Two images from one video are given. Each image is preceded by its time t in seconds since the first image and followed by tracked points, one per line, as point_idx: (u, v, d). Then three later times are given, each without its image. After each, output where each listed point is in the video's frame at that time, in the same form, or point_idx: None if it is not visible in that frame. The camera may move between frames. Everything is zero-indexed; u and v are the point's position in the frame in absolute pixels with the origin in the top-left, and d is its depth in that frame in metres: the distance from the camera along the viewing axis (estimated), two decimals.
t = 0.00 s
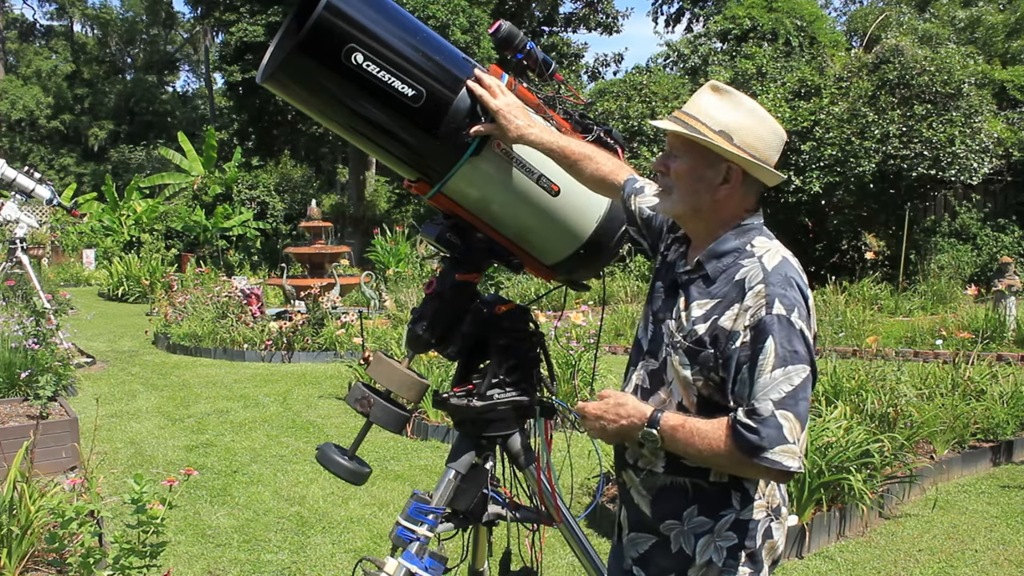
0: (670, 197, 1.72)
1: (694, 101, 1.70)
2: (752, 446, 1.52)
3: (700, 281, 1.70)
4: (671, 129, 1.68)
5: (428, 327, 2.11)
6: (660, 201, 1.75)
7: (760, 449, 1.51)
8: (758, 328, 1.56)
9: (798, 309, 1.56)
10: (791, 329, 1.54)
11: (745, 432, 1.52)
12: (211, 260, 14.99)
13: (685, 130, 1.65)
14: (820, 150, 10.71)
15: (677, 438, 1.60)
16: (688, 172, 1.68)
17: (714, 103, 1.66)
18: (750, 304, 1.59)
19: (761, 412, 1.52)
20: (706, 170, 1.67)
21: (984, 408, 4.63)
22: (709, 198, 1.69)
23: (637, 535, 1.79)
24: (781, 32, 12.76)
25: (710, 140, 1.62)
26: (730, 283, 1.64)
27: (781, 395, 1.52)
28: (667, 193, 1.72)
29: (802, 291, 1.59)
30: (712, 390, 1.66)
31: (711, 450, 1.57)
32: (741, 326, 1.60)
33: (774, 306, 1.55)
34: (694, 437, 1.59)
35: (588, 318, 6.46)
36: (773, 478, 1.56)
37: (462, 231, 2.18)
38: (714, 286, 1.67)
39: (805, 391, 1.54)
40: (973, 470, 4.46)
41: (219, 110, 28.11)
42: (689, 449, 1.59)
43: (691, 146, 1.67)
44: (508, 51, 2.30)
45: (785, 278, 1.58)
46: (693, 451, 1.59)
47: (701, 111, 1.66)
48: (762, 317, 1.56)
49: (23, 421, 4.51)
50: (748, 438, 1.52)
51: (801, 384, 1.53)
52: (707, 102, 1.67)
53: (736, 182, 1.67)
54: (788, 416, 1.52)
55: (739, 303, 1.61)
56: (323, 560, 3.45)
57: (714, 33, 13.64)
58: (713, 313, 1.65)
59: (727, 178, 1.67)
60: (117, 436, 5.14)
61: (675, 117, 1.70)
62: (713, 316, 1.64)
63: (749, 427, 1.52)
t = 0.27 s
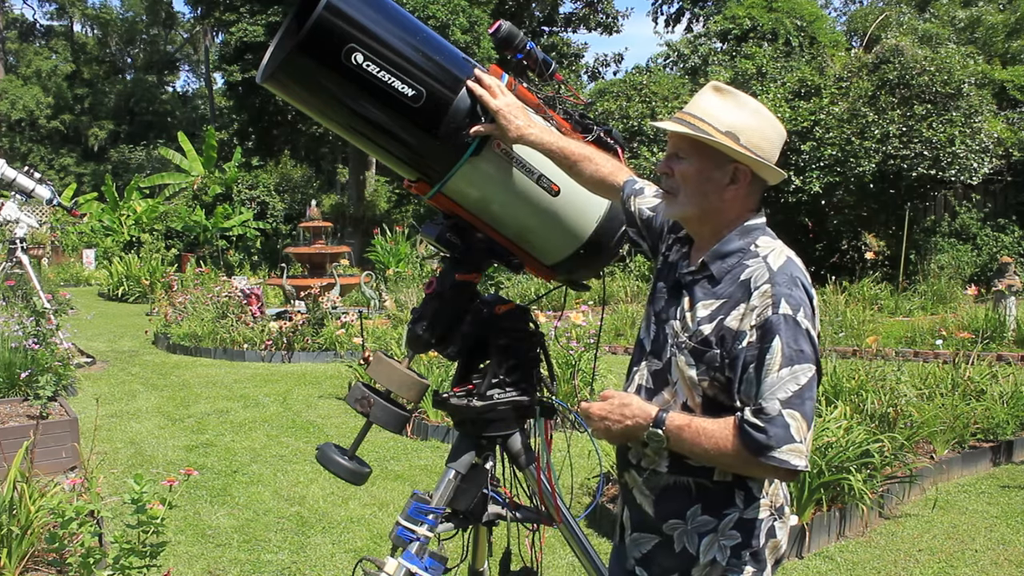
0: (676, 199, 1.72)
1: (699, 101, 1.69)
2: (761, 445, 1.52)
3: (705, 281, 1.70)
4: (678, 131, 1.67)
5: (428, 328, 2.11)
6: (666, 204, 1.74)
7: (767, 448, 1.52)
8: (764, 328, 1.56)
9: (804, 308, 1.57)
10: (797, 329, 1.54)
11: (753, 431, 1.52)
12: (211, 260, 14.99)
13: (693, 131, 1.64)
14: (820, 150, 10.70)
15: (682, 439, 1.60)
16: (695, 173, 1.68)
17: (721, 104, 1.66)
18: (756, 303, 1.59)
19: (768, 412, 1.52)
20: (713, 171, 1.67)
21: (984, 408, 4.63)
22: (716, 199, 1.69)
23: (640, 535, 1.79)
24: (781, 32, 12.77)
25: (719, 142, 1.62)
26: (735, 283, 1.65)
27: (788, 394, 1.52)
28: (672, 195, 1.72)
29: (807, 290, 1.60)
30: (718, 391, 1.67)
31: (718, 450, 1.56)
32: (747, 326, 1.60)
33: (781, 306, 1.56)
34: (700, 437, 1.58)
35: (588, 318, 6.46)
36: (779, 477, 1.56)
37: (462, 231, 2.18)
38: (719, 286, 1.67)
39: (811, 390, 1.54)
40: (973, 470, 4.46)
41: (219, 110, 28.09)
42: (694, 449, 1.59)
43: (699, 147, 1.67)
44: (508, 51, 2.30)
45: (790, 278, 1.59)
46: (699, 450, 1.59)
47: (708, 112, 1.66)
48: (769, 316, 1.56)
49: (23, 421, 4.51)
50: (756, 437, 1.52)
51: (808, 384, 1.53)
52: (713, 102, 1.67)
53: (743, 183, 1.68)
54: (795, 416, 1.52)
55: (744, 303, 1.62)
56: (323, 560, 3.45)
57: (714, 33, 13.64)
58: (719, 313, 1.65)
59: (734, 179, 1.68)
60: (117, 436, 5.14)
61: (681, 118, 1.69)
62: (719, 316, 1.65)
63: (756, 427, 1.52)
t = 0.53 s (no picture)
0: (686, 200, 1.72)
1: (705, 101, 1.71)
2: (774, 441, 1.51)
3: (711, 279, 1.71)
4: (689, 131, 1.68)
5: (429, 328, 2.11)
6: (673, 205, 1.74)
7: (778, 445, 1.51)
8: (773, 324, 1.57)
9: (812, 305, 1.57)
10: (806, 325, 1.54)
11: (764, 428, 1.52)
12: (211, 260, 14.99)
13: (704, 130, 1.65)
14: (820, 150, 10.70)
15: (690, 437, 1.59)
16: (703, 174, 1.69)
17: (728, 103, 1.68)
18: (764, 301, 1.60)
19: (780, 408, 1.52)
20: (721, 171, 1.68)
21: (984, 408, 4.63)
22: (722, 200, 1.70)
23: (646, 535, 1.80)
24: (781, 32, 12.76)
25: (729, 142, 1.63)
26: (742, 281, 1.65)
27: (800, 389, 1.52)
28: (681, 196, 1.72)
29: (814, 287, 1.61)
30: (726, 388, 1.67)
31: (728, 447, 1.56)
32: (756, 323, 1.60)
33: (789, 303, 1.56)
34: (709, 434, 1.58)
35: (588, 318, 6.46)
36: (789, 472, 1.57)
37: (462, 231, 2.18)
38: (726, 283, 1.67)
39: (822, 386, 1.54)
40: (973, 470, 4.46)
41: (219, 110, 28.08)
42: (701, 445, 1.59)
43: (707, 147, 1.68)
44: (508, 51, 2.30)
45: (798, 275, 1.60)
46: (711, 448, 1.58)
47: (716, 111, 1.67)
48: (778, 313, 1.56)
49: (23, 421, 4.51)
50: (769, 433, 1.52)
51: (819, 379, 1.53)
52: (720, 101, 1.68)
53: (750, 182, 1.70)
54: (807, 411, 1.52)
55: (752, 300, 1.62)
56: (323, 560, 3.45)
57: (714, 33, 13.64)
58: (727, 310, 1.66)
59: (740, 179, 1.69)
60: (117, 436, 5.14)
61: (689, 117, 1.69)
62: (727, 314, 1.65)
63: (768, 423, 1.52)
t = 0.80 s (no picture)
0: (702, 200, 1.71)
1: (723, 97, 1.70)
2: (803, 433, 1.51)
3: (721, 275, 1.71)
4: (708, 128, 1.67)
5: (429, 327, 2.11)
6: (687, 204, 1.73)
7: (806, 437, 1.51)
8: (791, 318, 1.57)
9: (827, 300, 1.59)
10: (823, 320, 1.56)
11: (793, 420, 1.51)
12: (211, 260, 14.99)
13: (725, 127, 1.64)
14: (820, 150, 10.70)
15: (713, 428, 1.50)
16: (720, 171, 1.68)
17: (746, 100, 1.67)
18: (781, 295, 1.61)
19: (808, 400, 1.52)
20: (738, 170, 1.69)
21: (984, 408, 4.63)
22: (738, 198, 1.71)
23: (655, 535, 1.79)
24: (781, 32, 12.76)
25: (749, 141, 1.63)
26: (754, 276, 1.66)
27: (824, 382, 1.53)
28: (696, 195, 1.71)
29: (826, 282, 1.63)
30: (740, 384, 1.67)
31: (755, 439, 1.51)
32: (773, 317, 1.61)
33: (806, 297, 1.57)
34: (736, 425, 1.50)
35: (588, 318, 6.46)
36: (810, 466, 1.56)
37: (462, 231, 2.18)
38: (738, 279, 1.68)
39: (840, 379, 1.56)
40: (974, 470, 4.46)
41: (219, 110, 28.07)
42: (724, 440, 1.52)
43: (724, 145, 1.68)
44: (508, 51, 2.31)
45: (811, 271, 1.62)
46: (740, 436, 1.50)
47: (735, 108, 1.66)
48: (796, 308, 1.57)
49: (23, 421, 4.51)
50: (800, 424, 1.51)
51: (837, 373, 1.55)
52: (738, 99, 1.68)
53: (765, 181, 1.71)
54: (831, 403, 1.52)
55: (767, 295, 1.63)
56: (323, 560, 3.45)
57: (714, 33, 13.65)
58: (740, 306, 1.67)
59: (755, 178, 1.70)
60: (117, 436, 5.14)
61: (709, 113, 1.68)
62: (741, 310, 1.66)
63: (797, 415, 1.51)
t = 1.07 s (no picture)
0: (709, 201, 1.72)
1: (724, 97, 1.71)
2: (825, 425, 1.53)
3: (731, 275, 1.72)
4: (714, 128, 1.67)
5: (429, 327, 2.11)
6: (693, 205, 1.74)
7: (831, 427, 1.53)
8: (807, 314, 1.59)
9: (837, 297, 1.62)
10: (836, 316, 1.59)
11: (820, 410, 1.53)
12: (211, 260, 14.99)
13: (731, 128, 1.65)
14: (820, 150, 10.70)
15: (742, 410, 1.49)
16: (727, 171, 1.69)
17: (747, 99, 1.69)
18: (795, 293, 1.62)
19: (832, 392, 1.54)
20: (743, 169, 1.70)
21: (983, 408, 4.63)
22: (744, 196, 1.73)
23: (662, 538, 1.79)
24: (781, 32, 12.76)
25: (752, 138, 1.65)
26: (765, 275, 1.67)
27: (841, 377, 1.55)
28: (704, 195, 1.72)
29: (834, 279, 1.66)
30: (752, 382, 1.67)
31: (781, 425, 1.51)
32: (788, 315, 1.62)
33: (820, 294, 1.59)
34: (766, 407, 1.50)
35: (587, 318, 6.47)
36: (827, 460, 1.57)
37: (461, 231, 2.19)
38: (749, 279, 1.69)
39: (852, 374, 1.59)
40: (973, 470, 4.46)
41: (219, 110, 28.06)
42: (751, 426, 1.52)
43: (730, 144, 1.69)
44: (508, 50, 2.32)
45: (823, 268, 1.64)
46: (765, 425, 1.51)
47: (738, 109, 1.67)
48: (811, 305, 1.59)
49: (23, 421, 4.51)
50: (825, 415, 1.53)
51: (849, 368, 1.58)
52: (740, 98, 1.69)
53: (770, 179, 1.73)
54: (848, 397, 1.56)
55: (781, 292, 1.64)
56: (323, 560, 3.45)
57: (714, 33, 13.66)
58: (753, 305, 1.67)
59: (760, 175, 1.72)
60: (117, 436, 5.14)
61: (713, 114, 1.69)
62: (754, 309, 1.67)
63: (823, 404, 1.53)
